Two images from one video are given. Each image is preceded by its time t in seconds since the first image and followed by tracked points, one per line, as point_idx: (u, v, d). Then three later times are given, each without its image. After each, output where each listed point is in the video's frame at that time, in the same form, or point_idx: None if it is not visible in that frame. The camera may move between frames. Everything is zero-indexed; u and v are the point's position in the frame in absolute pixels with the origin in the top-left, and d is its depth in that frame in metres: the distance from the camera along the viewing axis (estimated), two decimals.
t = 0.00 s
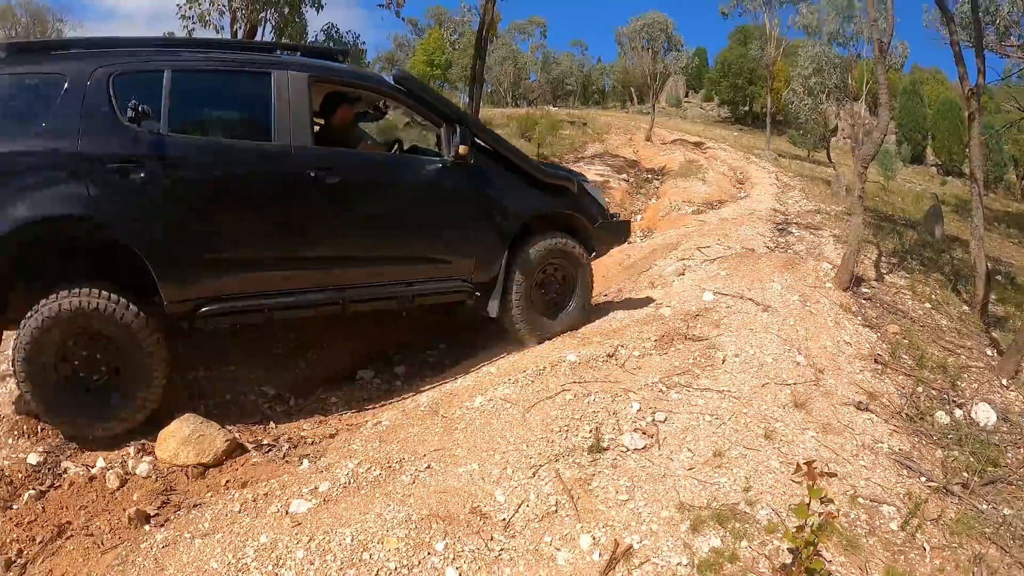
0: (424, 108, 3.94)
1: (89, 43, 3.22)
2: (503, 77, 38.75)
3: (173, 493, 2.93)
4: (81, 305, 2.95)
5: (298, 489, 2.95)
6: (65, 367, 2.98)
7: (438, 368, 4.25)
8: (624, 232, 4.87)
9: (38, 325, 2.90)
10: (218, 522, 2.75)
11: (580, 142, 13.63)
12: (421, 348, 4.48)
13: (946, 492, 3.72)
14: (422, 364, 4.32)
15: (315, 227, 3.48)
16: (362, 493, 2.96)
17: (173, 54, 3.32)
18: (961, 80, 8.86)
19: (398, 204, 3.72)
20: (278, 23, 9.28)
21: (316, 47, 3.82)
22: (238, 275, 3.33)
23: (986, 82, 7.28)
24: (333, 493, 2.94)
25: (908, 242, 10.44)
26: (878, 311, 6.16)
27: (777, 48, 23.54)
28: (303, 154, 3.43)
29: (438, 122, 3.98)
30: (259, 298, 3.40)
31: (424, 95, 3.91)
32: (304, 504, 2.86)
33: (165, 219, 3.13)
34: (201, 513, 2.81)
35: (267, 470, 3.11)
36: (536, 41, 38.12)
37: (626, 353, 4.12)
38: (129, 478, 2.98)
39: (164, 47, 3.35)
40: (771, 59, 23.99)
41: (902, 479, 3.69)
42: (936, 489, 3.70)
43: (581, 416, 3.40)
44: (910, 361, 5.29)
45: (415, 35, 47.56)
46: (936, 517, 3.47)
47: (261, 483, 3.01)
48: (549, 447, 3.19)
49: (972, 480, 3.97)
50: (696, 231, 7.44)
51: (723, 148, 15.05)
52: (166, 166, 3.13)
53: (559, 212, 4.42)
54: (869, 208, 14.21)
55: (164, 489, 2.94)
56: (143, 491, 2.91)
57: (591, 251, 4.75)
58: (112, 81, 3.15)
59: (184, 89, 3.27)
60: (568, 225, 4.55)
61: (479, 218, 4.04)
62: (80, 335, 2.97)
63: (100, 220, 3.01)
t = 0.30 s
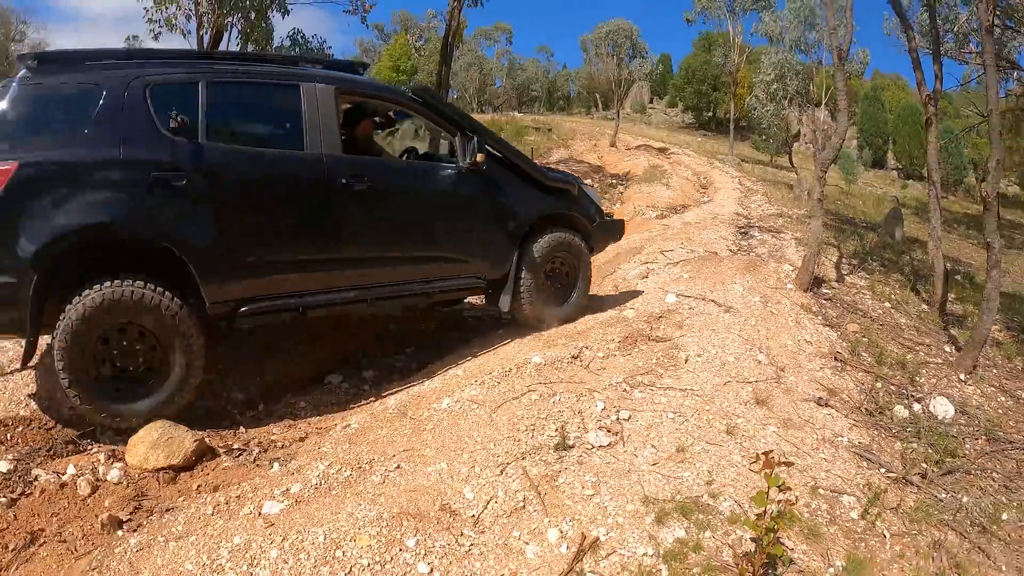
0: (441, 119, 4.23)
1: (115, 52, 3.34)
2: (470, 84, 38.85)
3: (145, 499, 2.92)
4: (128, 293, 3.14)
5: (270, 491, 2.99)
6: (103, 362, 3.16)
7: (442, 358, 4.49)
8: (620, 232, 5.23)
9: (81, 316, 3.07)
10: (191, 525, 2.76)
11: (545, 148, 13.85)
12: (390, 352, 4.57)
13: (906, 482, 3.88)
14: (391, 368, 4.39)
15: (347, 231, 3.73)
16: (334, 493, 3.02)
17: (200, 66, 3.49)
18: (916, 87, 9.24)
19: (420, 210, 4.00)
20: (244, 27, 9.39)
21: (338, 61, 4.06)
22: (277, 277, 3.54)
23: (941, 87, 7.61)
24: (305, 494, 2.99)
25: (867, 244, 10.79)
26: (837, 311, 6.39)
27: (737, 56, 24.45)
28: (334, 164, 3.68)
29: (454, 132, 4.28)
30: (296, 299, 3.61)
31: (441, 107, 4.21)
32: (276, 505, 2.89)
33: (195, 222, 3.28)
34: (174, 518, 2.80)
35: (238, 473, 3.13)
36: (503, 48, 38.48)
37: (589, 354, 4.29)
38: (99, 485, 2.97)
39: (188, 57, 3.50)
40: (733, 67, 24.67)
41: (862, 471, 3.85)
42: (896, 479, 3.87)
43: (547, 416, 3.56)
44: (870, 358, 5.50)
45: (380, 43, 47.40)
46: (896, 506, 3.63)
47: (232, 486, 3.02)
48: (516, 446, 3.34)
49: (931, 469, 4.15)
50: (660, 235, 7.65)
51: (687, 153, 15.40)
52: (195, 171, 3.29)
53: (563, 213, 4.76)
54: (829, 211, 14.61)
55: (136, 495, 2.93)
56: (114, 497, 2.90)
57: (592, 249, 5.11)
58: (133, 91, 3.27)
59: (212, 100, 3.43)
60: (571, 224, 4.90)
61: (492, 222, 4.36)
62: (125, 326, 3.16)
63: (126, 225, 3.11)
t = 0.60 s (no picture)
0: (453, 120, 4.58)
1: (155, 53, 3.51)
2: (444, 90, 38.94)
3: (126, 508, 2.95)
4: (181, 283, 3.34)
5: (251, 497, 3.04)
6: (153, 351, 3.29)
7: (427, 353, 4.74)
8: (611, 230, 5.68)
9: (137, 303, 3.22)
10: (173, 532, 2.79)
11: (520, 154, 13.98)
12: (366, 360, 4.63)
13: (876, 475, 4.02)
14: (367, 374, 4.44)
15: (378, 222, 4.02)
16: (314, 498, 3.07)
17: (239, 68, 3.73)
18: (883, 91, 9.53)
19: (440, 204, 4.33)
20: (218, 35, 9.46)
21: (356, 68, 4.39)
22: (318, 264, 3.80)
23: (908, 90, 7.86)
24: (285, 499, 3.04)
25: (837, 245, 11.05)
26: (808, 310, 6.56)
27: (709, 60, 24.88)
28: (365, 161, 3.97)
29: (464, 133, 4.63)
30: (333, 283, 3.87)
31: (453, 109, 4.56)
32: (257, 511, 2.94)
33: (240, 212, 3.49)
34: (156, 525, 2.84)
35: (218, 480, 3.18)
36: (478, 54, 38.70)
37: (562, 358, 4.40)
38: (80, 495, 3.00)
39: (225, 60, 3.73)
40: (705, 72, 25.13)
41: (833, 465, 3.98)
42: (866, 472, 4.00)
43: (521, 418, 3.67)
44: (840, 356, 5.66)
45: (353, 49, 47.23)
46: (866, 498, 3.75)
47: (213, 493, 3.07)
48: (493, 447, 3.43)
49: (901, 463, 4.29)
50: (634, 239, 7.80)
51: (660, 158, 15.64)
52: (238, 164, 3.50)
53: (562, 209, 5.13)
54: (800, 214, 14.91)
55: (117, 504, 2.96)
56: (95, 506, 2.93)
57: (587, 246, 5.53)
58: (176, 86, 3.45)
59: (253, 99, 3.67)
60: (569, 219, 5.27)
61: (501, 216, 4.71)
62: (176, 317, 3.34)
63: (178, 211, 3.29)
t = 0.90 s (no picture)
0: (482, 143, 4.92)
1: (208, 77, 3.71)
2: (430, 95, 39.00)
3: (120, 518, 2.98)
4: (256, 304, 3.48)
5: (246, 504, 3.05)
6: (223, 361, 3.43)
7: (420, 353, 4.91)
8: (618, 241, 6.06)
9: (219, 317, 3.36)
10: (169, 540, 2.81)
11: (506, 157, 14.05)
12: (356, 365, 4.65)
13: (864, 470, 4.09)
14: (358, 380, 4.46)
15: (421, 237, 4.29)
16: (308, 504, 3.09)
17: (293, 94, 3.97)
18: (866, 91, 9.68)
19: (473, 220, 4.63)
20: (203, 42, 9.51)
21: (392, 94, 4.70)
22: (368, 276, 4.04)
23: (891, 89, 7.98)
24: (280, 505, 3.07)
25: (823, 243, 11.18)
26: (794, 309, 6.65)
27: (694, 62, 25.09)
28: (410, 181, 4.26)
29: (492, 154, 4.96)
30: (382, 295, 4.13)
31: (481, 133, 4.90)
32: (252, 517, 2.95)
33: (301, 230, 3.71)
34: (151, 534, 2.85)
35: (212, 488, 3.20)
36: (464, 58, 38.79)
37: (551, 361, 4.46)
38: (73, 505, 3.04)
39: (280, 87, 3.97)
40: (689, 73, 25.35)
41: (821, 461, 4.05)
42: (853, 467, 4.07)
43: (511, 421, 3.71)
44: (827, 354, 5.74)
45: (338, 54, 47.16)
46: (854, 493, 3.82)
47: (207, 500, 3.09)
48: (483, 450, 3.46)
49: (888, 457, 4.36)
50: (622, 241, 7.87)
51: (646, 159, 15.76)
52: (300, 185, 3.74)
53: (577, 226, 5.49)
54: (786, 213, 15.06)
55: (111, 514, 2.99)
56: (90, 517, 2.96)
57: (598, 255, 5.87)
58: (237, 112, 3.68)
59: (307, 124, 3.91)
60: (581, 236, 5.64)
61: (527, 229, 5.03)
62: (247, 336, 3.48)
63: (249, 230, 3.51)
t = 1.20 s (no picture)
0: (510, 139, 5.31)
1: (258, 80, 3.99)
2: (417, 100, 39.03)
3: (113, 525, 3.01)
4: (333, 300, 3.87)
5: (239, 509, 3.08)
6: (287, 347, 3.73)
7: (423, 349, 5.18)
8: (631, 228, 6.47)
9: (292, 304, 3.68)
10: (163, 546, 2.84)
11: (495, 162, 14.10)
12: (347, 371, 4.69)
13: (854, 465, 4.14)
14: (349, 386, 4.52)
15: (459, 229, 4.67)
16: (301, 507, 3.11)
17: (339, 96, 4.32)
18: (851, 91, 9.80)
19: (506, 212, 5.02)
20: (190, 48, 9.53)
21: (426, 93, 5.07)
22: (413, 265, 4.42)
23: (875, 89, 8.10)
24: (274, 510, 3.09)
25: (810, 243, 11.29)
26: (782, 308, 6.72)
27: (680, 65, 25.28)
28: (449, 178, 4.64)
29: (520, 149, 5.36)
30: (422, 286, 4.53)
31: (510, 130, 5.30)
32: (246, 522, 2.98)
33: (353, 223, 4.07)
34: (145, 540, 2.88)
35: (204, 495, 3.27)
36: (452, 63, 38.89)
37: (541, 362, 4.50)
38: (66, 513, 3.05)
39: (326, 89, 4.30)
40: (675, 76, 25.56)
41: (811, 456, 4.09)
42: (843, 462, 4.12)
43: (502, 422, 3.73)
44: (815, 352, 5.81)
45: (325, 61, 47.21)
46: (845, 488, 3.87)
47: (201, 507, 3.13)
48: (475, 452, 3.48)
49: (878, 452, 4.41)
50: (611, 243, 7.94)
51: (634, 162, 15.87)
52: (354, 182, 4.10)
53: (597, 217, 5.90)
54: (773, 213, 15.18)
55: (104, 521, 3.02)
56: (83, 524, 2.98)
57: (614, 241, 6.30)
58: (288, 114, 3.98)
59: (355, 125, 4.27)
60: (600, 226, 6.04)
61: (550, 221, 5.42)
62: (317, 325, 3.83)
63: (308, 225, 3.86)
